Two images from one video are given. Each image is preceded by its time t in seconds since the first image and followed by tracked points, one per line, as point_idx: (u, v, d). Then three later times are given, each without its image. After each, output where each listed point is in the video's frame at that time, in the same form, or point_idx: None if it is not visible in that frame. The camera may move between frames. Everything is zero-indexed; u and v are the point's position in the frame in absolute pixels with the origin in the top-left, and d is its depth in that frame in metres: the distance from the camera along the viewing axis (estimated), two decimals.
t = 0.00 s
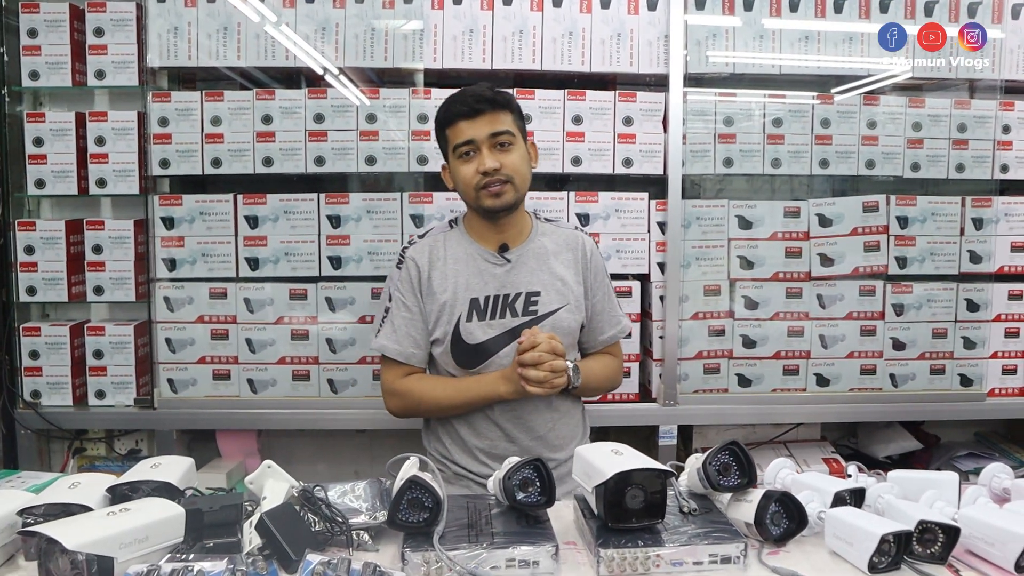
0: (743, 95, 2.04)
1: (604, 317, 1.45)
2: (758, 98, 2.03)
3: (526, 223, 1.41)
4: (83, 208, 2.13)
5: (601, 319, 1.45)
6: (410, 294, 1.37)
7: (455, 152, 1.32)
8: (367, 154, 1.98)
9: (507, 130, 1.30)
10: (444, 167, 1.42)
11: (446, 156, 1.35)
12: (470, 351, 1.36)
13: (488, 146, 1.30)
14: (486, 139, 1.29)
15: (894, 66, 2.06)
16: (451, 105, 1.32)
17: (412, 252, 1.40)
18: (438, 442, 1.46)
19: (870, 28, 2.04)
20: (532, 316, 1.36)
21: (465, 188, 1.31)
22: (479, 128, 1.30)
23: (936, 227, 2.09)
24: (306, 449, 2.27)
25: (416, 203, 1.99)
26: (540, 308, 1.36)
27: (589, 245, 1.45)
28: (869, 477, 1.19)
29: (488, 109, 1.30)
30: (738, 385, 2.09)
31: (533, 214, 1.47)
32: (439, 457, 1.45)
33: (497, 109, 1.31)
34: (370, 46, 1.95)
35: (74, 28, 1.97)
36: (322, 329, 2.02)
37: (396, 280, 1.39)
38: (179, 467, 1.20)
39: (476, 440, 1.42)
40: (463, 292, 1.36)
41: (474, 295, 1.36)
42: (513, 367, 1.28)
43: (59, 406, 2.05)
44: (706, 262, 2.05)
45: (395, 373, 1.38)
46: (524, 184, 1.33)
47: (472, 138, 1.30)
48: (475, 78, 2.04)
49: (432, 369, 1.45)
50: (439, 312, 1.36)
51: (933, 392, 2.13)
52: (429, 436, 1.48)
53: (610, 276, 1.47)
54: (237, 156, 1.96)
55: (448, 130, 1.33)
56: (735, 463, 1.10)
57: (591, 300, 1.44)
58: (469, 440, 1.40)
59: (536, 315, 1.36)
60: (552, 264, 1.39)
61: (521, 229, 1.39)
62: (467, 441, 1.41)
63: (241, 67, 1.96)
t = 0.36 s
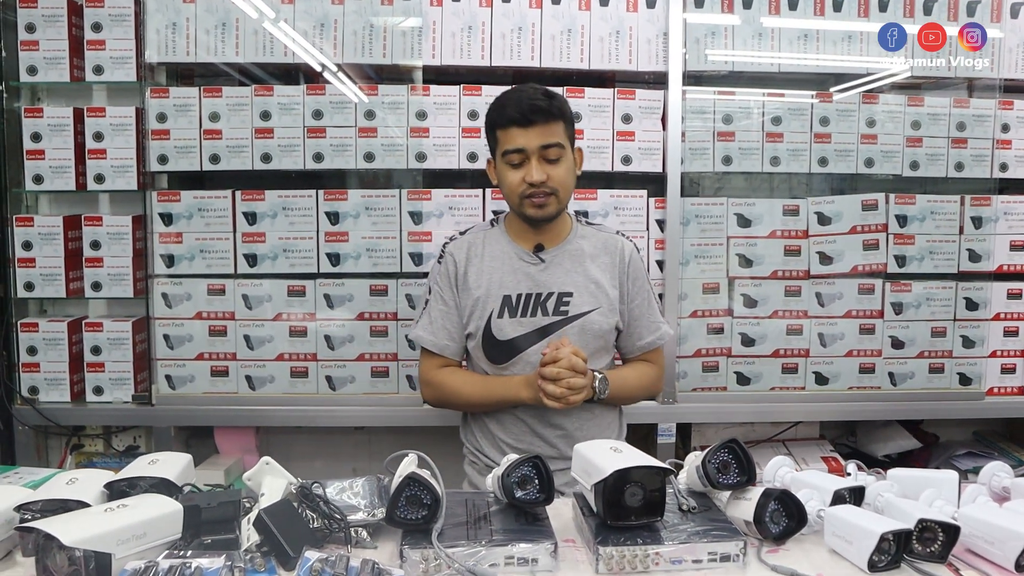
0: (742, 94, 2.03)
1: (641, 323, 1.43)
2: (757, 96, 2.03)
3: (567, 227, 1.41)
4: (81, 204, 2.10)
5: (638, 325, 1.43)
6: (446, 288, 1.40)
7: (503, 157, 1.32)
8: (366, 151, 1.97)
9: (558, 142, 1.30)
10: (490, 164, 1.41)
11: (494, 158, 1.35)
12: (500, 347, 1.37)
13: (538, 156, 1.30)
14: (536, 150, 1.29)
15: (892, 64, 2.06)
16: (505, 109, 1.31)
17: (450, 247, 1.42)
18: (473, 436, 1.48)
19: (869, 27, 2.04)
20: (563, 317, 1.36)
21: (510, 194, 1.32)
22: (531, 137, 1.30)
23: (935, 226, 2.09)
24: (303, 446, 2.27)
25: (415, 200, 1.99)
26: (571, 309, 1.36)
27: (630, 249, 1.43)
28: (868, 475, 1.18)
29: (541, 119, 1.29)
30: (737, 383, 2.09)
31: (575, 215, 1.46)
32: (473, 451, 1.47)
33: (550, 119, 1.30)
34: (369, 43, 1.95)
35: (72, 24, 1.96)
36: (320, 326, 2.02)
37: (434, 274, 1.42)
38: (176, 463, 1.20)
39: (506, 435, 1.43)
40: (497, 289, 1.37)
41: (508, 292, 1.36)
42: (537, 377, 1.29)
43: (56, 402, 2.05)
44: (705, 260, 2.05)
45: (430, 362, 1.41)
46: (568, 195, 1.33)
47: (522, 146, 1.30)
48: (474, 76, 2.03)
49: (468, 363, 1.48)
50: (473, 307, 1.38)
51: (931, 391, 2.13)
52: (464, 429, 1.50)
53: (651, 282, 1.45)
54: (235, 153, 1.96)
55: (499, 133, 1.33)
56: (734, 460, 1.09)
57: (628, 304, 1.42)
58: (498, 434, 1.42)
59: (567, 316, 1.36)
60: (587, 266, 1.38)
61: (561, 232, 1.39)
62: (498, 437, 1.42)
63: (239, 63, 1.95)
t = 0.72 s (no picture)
0: (735, 98, 2.04)
1: (652, 333, 1.41)
2: (750, 100, 2.03)
3: (581, 233, 1.39)
4: (71, 205, 2.11)
5: (648, 334, 1.41)
6: (457, 288, 1.40)
7: (519, 163, 1.30)
8: (359, 154, 1.97)
9: (575, 153, 1.28)
10: (505, 166, 1.39)
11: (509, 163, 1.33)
12: (506, 349, 1.36)
13: (554, 165, 1.27)
14: (553, 159, 1.27)
15: (883, 70, 2.07)
16: (523, 116, 1.28)
17: (464, 247, 1.42)
18: (478, 437, 1.48)
19: (861, 33, 2.05)
20: (571, 322, 1.35)
21: (524, 201, 1.30)
22: (548, 146, 1.27)
23: (926, 231, 2.10)
24: (295, 450, 2.26)
25: (408, 203, 1.98)
26: (579, 315, 1.35)
27: (643, 257, 1.41)
28: (859, 480, 1.19)
29: (560, 128, 1.27)
30: (729, 388, 2.10)
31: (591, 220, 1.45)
32: (478, 452, 1.47)
33: (569, 128, 1.27)
34: (363, 45, 1.94)
35: (65, 24, 1.95)
36: (312, 329, 2.02)
37: (447, 273, 1.42)
38: (167, 468, 1.19)
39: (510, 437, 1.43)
40: (507, 292, 1.36)
41: (517, 295, 1.36)
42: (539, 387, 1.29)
43: (45, 405, 2.03)
44: (698, 264, 2.05)
45: (439, 361, 1.42)
46: (584, 205, 1.31)
47: (538, 155, 1.27)
48: (468, 79, 2.03)
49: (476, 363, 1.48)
50: (483, 309, 1.37)
51: (921, 395, 2.14)
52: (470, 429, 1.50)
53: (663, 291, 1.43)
54: (228, 155, 1.95)
55: (516, 139, 1.30)
56: (726, 466, 1.10)
57: (639, 313, 1.41)
58: (502, 436, 1.41)
59: (575, 322, 1.35)
60: (598, 273, 1.37)
61: (574, 239, 1.38)
62: (502, 440, 1.42)
63: (232, 66, 1.94)
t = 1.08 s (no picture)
0: (728, 105, 2.05)
1: (637, 336, 1.43)
2: (742, 107, 2.05)
3: (566, 238, 1.40)
4: (64, 209, 2.11)
5: (634, 337, 1.43)
6: (442, 298, 1.39)
7: (512, 163, 1.31)
8: (352, 159, 1.97)
9: (567, 150, 1.31)
10: (490, 173, 1.40)
11: (500, 165, 1.34)
12: (495, 357, 1.36)
13: (548, 162, 1.30)
14: (548, 156, 1.29)
15: (875, 78, 2.09)
16: (515, 116, 1.31)
17: (447, 256, 1.41)
18: (465, 448, 1.46)
19: (853, 41, 2.07)
20: (560, 327, 1.35)
21: (518, 200, 1.30)
22: (541, 144, 1.29)
23: (917, 238, 2.11)
24: (287, 455, 2.26)
25: (401, 209, 1.99)
26: (567, 320, 1.36)
27: (626, 261, 1.43)
28: (850, 486, 1.19)
29: (553, 126, 1.30)
30: (721, 394, 2.10)
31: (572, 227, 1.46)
32: (466, 463, 1.46)
33: (561, 127, 1.31)
34: (357, 51, 1.95)
35: (58, 29, 1.95)
36: (305, 335, 2.01)
37: (430, 283, 1.41)
38: (159, 473, 1.18)
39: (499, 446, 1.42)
40: (494, 299, 1.36)
41: (505, 302, 1.36)
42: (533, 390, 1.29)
43: (36, 410, 2.02)
44: (690, 271, 2.06)
45: (424, 373, 1.40)
46: (576, 204, 1.33)
47: (533, 152, 1.29)
48: (462, 85, 2.04)
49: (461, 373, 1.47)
50: (470, 317, 1.37)
51: (913, 401, 2.15)
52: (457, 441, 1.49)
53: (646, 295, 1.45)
54: (221, 160, 1.96)
55: (507, 140, 1.32)
56: (718, 472, 1.10)
57: (624, 317, 1.42)
58: (492, 445, 1.41)
59: (564, 327, 1.36)
60: (584, 278, 1.38)
61: (560, 243, 1.39)
62: (491, 449, 1.41)
63: (225, 71, 1.94)
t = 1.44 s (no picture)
0: (728, 105, 2.06)
1: (607, 331, 1.44)
2: (743, 107, 2.05)
3: (530, 233, 1.40)
4: (66, 208, 2.11)
5: (604, 333, 1.44)
6: (410, 300, 1.39)
7: (465, 159, 1.32)
8: (354, 159, 1.98)
9: (518, 143, 1.31)
10: (452, 172, 1.42)
11: (455, 162, 1.35)
12: (466, 356, 1.35)
13: (499, 156, 1.30)
14: (498, 150, 1.30)
15: (875, 78, 2.09)
16: (465, 111, 1.32)
17: (413, 258, 1.41)
18: (437, 452, 1.47)
19: (853, 42, 2.07)
20: (530, 323, 1.35)
21: (472, 196, 1.32)
22: (491, 138, 1.30)
23: (916, 238, 2.12)
24: (288, 453, 2.27)
25: (403, 208, 1.99)
26: (537, 315, 1.36)
27: (593, 257, 1.45)
28: (848, 484, 1.19)
29: (503, 120, 1.31)
30: (721, 393, 2.11)
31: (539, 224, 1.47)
32: (438, 467, 1.46)
33: (512, 120, 1.31)
34: (358, 51, 1.96)
35: (61, 28, 1.96)
36: (307, 333, 2.02)
37: (397, 286, 1.41)
38: (162, 469, 1.19)
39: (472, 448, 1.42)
40: (462, 298, 1.36)
41: (473, 301, 1.36)
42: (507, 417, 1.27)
43: (38, 408, 2.03)
44: (690, 270, 2.07)
45: (394, 377, 1.39)
46: (531, 196, 1.33)
47: (483, 147, 1.30)
48: (463, 85, 2.05)
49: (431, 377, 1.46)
50: (438, 317, 1.37)
51: (912, 401, 2.15)
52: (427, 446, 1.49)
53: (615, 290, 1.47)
54: (223, 159, 1.97)
55: (459, 136, 1.33)
56: (717, 469, 1.10)
57: (593, 312, 1.43)
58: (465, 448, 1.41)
59: (534, 322, 1.35)
60: (553, 273, 1.39)
61: (524, 238, 1.39)
62: (464, 452, 1.41)
63: (227, 70, 1.95)
